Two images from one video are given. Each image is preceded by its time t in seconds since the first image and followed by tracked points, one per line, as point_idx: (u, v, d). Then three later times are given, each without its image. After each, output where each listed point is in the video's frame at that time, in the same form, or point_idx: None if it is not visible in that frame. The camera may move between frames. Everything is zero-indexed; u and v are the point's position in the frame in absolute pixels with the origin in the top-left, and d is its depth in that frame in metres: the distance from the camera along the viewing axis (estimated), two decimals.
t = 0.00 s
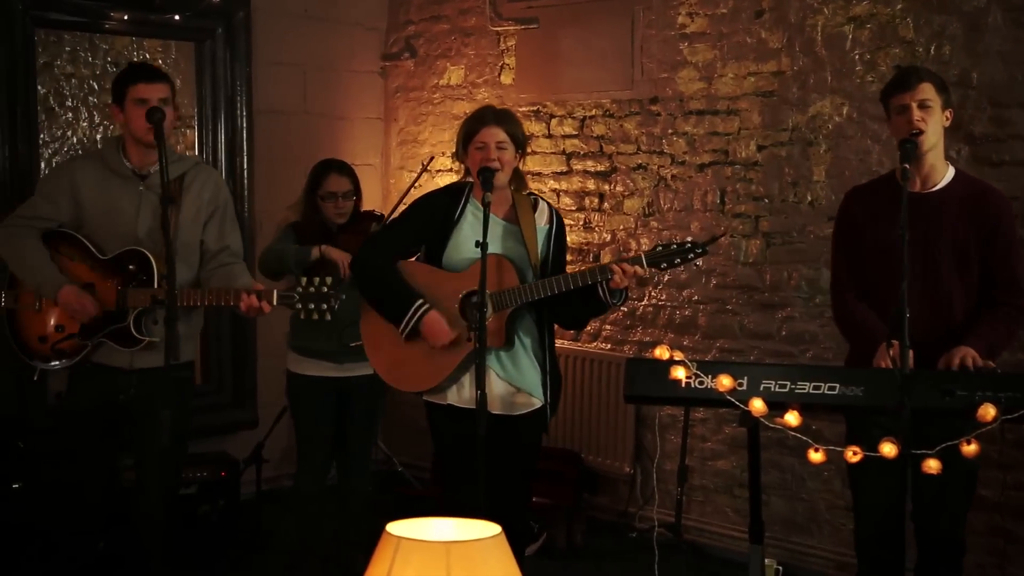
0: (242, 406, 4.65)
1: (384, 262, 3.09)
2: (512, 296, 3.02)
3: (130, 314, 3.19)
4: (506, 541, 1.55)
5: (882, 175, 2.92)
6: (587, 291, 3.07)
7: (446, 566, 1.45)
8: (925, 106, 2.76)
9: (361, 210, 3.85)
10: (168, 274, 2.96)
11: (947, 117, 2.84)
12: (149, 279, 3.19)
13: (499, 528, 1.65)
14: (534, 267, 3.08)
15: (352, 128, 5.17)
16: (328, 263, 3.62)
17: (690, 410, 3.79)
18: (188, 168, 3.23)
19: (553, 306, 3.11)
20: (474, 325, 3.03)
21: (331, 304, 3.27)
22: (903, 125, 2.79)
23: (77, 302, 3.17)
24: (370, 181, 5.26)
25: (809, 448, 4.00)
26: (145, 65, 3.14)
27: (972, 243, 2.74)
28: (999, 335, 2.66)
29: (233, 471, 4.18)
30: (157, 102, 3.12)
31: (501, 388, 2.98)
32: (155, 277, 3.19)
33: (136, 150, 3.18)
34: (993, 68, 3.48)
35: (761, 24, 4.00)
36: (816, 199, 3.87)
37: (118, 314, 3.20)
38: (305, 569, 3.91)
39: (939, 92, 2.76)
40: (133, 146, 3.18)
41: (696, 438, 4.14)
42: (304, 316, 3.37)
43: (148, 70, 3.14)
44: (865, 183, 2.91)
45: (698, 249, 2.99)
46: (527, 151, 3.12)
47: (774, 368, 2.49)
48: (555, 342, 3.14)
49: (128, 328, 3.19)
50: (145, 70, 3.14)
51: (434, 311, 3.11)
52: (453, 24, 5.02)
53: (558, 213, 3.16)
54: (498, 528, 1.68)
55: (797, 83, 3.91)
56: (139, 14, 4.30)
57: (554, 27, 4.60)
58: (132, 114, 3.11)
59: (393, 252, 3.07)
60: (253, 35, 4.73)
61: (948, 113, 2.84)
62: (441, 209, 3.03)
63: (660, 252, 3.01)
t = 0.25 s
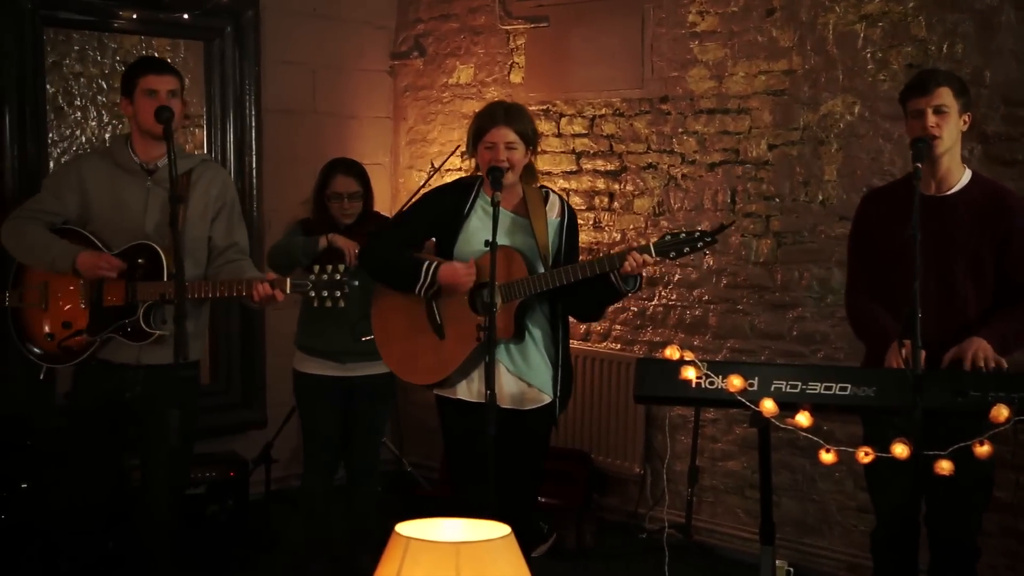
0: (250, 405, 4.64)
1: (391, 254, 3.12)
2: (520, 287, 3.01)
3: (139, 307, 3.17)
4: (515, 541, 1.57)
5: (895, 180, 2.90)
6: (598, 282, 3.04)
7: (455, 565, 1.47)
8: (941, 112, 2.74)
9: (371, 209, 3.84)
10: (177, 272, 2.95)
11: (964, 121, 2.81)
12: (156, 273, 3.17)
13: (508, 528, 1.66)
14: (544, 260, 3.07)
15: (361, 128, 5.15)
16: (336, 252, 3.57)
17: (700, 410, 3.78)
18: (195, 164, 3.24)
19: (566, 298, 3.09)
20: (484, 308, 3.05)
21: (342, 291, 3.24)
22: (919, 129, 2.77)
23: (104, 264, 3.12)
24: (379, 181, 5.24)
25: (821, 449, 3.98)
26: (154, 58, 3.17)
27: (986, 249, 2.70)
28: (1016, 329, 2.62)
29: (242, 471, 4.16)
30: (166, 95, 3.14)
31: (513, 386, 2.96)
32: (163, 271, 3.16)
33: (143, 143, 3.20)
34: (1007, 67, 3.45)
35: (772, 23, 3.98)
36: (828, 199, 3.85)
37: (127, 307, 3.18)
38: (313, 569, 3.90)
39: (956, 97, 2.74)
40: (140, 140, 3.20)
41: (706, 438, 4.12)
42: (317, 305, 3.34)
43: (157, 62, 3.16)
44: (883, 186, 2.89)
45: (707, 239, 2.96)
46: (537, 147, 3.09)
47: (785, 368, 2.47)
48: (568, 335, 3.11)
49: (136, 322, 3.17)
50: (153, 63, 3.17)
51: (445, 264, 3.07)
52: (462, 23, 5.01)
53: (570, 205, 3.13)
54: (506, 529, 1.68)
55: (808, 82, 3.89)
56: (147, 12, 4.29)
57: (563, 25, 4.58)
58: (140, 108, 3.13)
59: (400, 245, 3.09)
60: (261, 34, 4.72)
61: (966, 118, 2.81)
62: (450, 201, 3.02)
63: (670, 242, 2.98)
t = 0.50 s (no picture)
0: (261, 405, 4.65)
1: (401, 261, 3.09)
2: (531, 293, 3.00)
3: (141, 310, 3.17)
4: (524, 541, 1.57)
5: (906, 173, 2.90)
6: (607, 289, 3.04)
7: (465, 566, 1.48)
8: (951, 104, 2.73)
9: (382, 209, 3.84)
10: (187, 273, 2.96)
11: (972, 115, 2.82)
12: (160, 276, 3.18)
13: (519, 529, 1.66)
14: (555, 266, 3.05)
15: (372, 127, 5.16)
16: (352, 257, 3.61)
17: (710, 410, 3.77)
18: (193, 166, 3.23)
19: (574, 304, 3.09)
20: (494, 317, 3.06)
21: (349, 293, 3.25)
22: (929, 122, 2.76)
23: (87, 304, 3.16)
24: (389, 180, 5.24)
25: (832, 449, 3.97)
26: (154, 63, 3.17)
27: (994, 243, 2.69)
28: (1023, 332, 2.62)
29: (252, 471, 4.16)
30: (167, 99, 3.14)
31: (520, 388, 2.96)
32: (166, 274, 3.18)
33: (142, 146, 3.19)
34: (1019, 65, 3.42)
35: (783, 22, 3.97)
36: (839, 198, 3.84)
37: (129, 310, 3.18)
38: (323, 569, 3.90)
39: (966, 90, 2.74)
40: (139, 143, 3.19)
41: (717, 438, 4.12)
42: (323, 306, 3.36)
43: (157, 66, 3.16)
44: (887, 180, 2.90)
45: (717, 247, 2.96)
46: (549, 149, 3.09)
47: (797, 368, 2.46)
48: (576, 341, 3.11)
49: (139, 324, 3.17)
50: (154, 67, 3.17)
51: (451, 312, 3.10)
52: (472, 23, 5.01)
53: (580, 209, 3.12)
54: (516, 530, 1.69)
55: (819, 82, 3.88)
56: (159, 13, 4.30)
57: (574, 24, 4.58)
58: (139, 112, 3.13)
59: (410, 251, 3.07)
60: (272, 34, 4.73)
61: (973, 111, 2.81)
62: (460, 205, 3.01)
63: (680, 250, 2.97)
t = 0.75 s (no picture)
0: (271, 405, 4.65)
1: (409, 262, 3.10)
2: (541, 295, 3.00)
3: (136, 312, 3.15)
4: (534, 541, 1.58)
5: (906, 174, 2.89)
6: (615, 292, 3.03)
7: (475, 566, 1.48)
8: (954, 103, 2.72)
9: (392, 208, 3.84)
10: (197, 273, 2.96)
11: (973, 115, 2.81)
12: (153, 280, 3.17)
13: (529, 529, 1.67)
14: (563, 267, 3.05)
15: (382, 127, 5.16)
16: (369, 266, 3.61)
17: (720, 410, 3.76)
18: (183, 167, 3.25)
19: (582, 305, 3.09)
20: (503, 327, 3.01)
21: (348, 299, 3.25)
22: (931, 121, 2.74)
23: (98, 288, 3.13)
24: (399, 180, 5.25)
25: (842, 449, 3.96)
26: (144, 64, 3.20)
27: (994, 242, 2.69)
28: None
29: (262, 470, 4.16)
30: (158, 98, 3.17)
31: (528, 389, 2.95)
32: (160, 277, 3.17)
33: (132, 147, 3.20)
34: None
35: (794, 22, 3.96)
36: (849, 198, 3.83)
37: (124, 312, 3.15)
38: (334, 569, 3.90)
39: (969, 89, 2.73)
40: (130, 144, 3.19)
41: (727, 438, 4.11)
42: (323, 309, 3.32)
43: (147, 68, 3.20)
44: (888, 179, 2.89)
45: (728, 249, 2.94)
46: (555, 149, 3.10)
47: (807, 368, 2.47)
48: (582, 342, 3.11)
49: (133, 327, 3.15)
50: (145, 69, 3.20)
51: (470, 285, 3.05)
52: (482, 23, 5.01)
53: (587, 211, 3.11)
54: (526, 529, 1.69)
55: (830, 81, 3.87)
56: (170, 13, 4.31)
57: (584, 24, 4.58)
58: (131, 112, 3.15)
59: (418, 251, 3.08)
60: (282, 35, 4.74)
61: (973, 111, 2.80)
62: (468, 205, 3.01)
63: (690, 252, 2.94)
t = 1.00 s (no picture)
0: (279, 405, 4.66)
1: (419, 256, 3.06)
2: (549, 289, 2.99)
3: (133, 304, 3.13)
4: (543, 541, 1.59)
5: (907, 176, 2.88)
6: (620, 287, 3.05)
7: (483, 566, 1.49)
8: (960, 104, 2.71)
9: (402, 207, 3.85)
10: (206, 271, 2.97)
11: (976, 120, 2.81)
12: (148, 269, 3.13)
13: (538, 529, 1.68)
14: (569, 257, 3.08)
15: (391, 127, 5.16)
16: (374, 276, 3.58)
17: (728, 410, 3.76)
18: (172, 160, 3.25)
19: (585, 300, 3.11)
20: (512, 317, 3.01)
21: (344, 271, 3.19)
22: (936, 125, 2.73)
23: (88, 285, 3.10)
24: (407, 181, 5.25)
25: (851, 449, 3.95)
26: (127, 58, 3.18)
27: (1001, 243, 2.69)
28: None
29: (271, 469, 4.17)
30: (142, 90, 3.15)
31: (534, 386, 2.94)
32: (155, 266, 3.14)
33: (119, 141, 3.18)
34: None
35: (803, 22, 3.96)
36: (858, 198, 3.83)
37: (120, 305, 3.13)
38: (342, 569, 3.91)
39: (973, 92, 2.73)
40: (116, 137, 3.18)
41: (736, 439, 4.11)
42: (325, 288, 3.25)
43: (131, 61, 3.17)
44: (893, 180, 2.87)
45: (736, 245, 2.95)
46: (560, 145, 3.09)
47: (816, 368, 2.47)
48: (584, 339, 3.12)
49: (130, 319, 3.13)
50: (129, 61, 3.18)
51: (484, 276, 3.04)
52: (491, 23, 5.01)
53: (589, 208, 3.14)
54: (536, 528, 1.70)
55: (839, 81, 3.87)
56: (179, 13, 4.32)
57: (593, 24, 4.58)
58: (116, 105, 3.13)
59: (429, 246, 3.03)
60: (291, 35, 4.74)
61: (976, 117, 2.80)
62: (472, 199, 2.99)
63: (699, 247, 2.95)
